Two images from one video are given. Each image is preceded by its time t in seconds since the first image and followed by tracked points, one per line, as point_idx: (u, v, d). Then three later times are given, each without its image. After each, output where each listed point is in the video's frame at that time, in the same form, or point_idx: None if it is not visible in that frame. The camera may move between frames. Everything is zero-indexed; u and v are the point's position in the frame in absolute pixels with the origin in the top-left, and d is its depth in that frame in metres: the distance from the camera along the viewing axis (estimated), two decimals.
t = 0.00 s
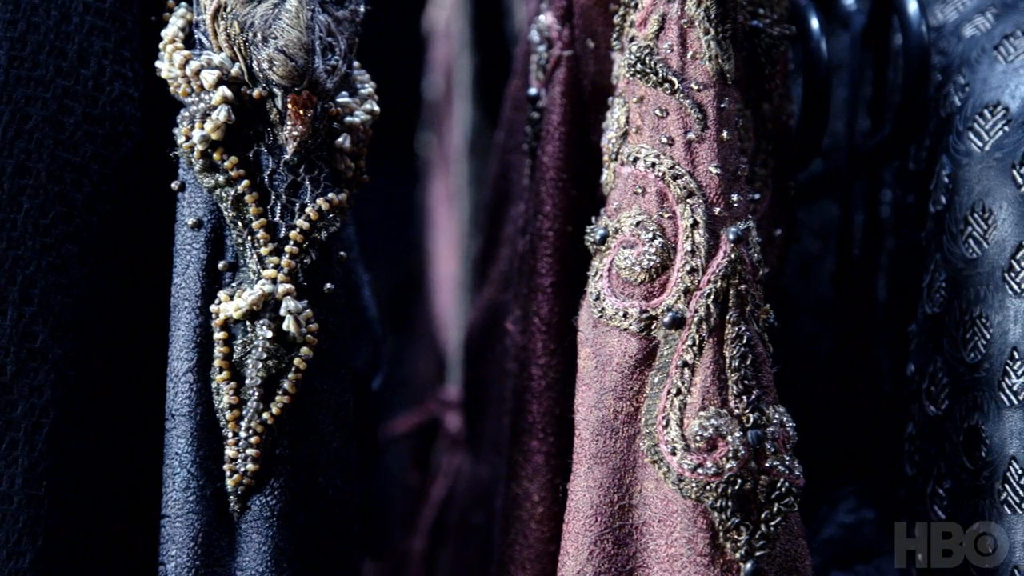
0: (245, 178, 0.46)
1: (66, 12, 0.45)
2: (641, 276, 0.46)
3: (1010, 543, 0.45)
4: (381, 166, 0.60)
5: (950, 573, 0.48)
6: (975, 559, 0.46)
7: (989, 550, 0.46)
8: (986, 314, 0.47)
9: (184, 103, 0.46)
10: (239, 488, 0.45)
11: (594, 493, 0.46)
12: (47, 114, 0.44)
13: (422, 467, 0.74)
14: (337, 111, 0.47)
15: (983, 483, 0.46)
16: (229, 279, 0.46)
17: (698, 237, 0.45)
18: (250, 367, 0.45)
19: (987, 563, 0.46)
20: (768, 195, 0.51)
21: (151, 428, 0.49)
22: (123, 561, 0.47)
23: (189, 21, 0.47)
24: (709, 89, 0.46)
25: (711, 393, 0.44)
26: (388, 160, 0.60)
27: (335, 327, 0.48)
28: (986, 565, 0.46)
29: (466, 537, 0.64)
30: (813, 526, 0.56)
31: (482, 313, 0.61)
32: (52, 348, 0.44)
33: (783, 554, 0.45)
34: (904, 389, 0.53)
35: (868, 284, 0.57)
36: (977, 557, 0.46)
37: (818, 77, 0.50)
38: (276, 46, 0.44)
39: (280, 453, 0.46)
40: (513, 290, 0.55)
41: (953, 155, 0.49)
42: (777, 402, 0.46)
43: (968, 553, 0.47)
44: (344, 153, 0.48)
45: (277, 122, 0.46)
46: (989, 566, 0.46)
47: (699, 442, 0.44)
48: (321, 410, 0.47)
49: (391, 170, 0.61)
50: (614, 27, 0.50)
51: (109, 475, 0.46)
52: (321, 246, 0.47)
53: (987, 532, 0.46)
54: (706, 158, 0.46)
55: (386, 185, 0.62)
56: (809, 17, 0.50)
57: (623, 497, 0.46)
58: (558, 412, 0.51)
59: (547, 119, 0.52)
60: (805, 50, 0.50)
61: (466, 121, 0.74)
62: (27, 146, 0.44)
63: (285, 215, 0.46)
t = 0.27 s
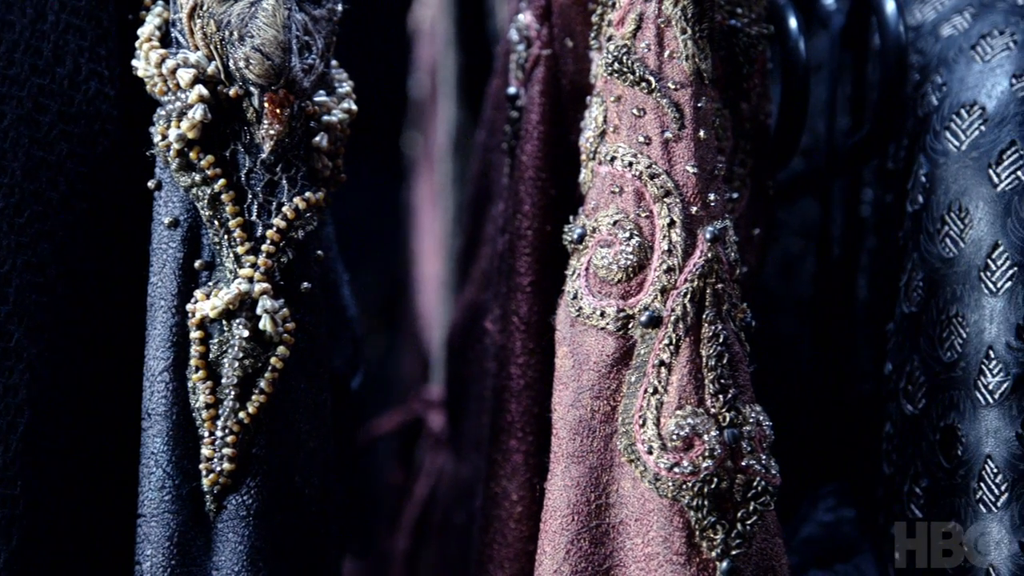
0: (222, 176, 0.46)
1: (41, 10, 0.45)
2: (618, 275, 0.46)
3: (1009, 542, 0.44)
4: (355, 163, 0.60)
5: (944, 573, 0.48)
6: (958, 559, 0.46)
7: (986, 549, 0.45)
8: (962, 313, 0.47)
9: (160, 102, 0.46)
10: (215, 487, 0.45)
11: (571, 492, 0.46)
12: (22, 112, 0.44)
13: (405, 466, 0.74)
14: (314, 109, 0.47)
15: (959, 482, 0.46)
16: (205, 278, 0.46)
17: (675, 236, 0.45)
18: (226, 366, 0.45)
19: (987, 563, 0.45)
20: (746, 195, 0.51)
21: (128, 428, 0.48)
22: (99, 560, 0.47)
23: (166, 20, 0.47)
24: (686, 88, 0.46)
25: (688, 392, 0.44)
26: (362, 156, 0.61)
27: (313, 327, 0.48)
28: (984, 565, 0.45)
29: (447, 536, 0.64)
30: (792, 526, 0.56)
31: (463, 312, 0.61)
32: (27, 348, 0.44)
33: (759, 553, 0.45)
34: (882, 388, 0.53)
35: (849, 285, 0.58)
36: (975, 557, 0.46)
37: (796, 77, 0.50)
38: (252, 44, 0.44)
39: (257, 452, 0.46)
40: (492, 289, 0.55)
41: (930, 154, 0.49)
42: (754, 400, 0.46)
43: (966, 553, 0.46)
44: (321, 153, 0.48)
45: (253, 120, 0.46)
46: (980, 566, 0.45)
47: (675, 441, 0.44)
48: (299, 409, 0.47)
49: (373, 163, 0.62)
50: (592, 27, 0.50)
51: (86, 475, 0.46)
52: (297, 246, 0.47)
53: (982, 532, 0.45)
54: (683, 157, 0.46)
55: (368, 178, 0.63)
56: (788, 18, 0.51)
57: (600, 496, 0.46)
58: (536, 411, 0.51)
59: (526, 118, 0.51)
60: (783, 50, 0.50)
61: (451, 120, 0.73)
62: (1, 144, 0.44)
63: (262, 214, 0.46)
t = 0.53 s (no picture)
0: (201, 175, 0.46)
1: (19, 9, 0.45)
2: (598, 274, 0.46)
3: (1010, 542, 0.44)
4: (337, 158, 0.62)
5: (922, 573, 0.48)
6: (936, 560, 0.46)
7: (988, 550, 0.45)
8: (941, 312, 0.47)
9: (139, 100, 0.46)
10: (193, 487, 0.45)
11: (550, 491, 0.46)
12: None
13: (391, 466, 0.74)
14: (293, 109, 0.47)
15: (938, 481, 0.46)
16: (184, 277, 0.46)
17: (654, 236, 0.45)
18: (204, 365, 0.45)
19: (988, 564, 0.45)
20: (726, 195, 0.51)
21: (107, 427, 0.48)
22: (76, 560, 0.47)
23: (145, 19, 0.46)
24: (665, 87, 0.46)
25: (667, 391, 0.44)
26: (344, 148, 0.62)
27: (292, 327, 0.48)
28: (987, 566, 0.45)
29: (430, 536, 0.64)
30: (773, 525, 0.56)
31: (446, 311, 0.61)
32: (5, 348, 0.44)
33: (737, 552, 0.45)
34: (862, 387, 0.53)
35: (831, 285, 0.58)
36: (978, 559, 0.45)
37: (777, 76, 0.50)
38: (231, 43, 0.44)
39: (235, 451, 0.45)
40: (474, 289, 0.55)
41: (910, 154, 0.49)
42: (733, 400, 0.46)
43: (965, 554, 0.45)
44: (301, 152, 0.48)
45: (233, 119, 0.46)
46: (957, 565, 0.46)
47: (654, 441, 0.44)
48: (278, 409, 0.47)
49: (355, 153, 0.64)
50: (572, 26, 0.50)
51: (64, 475, 0.46)
52: (276, 245, 0.47)
53: (985, 533, 0.45)
54: (663, 157, 0.46)
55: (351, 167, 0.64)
56: (769, 17, 0.51)
57: (579, 495, 0.46)
58: (517, 410, 0.51)
59: (507, 118, 0.51)
60: (763, 50, 0.50)
61: (437, 119, 0.73)
62: None
63: (240, 213, 0.46)
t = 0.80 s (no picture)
0: (175, 176, 0.45)
1: None
2: (572, 274, 0.46)
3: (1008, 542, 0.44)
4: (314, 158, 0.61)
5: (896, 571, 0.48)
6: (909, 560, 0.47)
7: (985, 549, 0.44)
8: (914, 313, 0.47)
9: (112, 100, 0.46)
10: (166, 487, 0.45)
11: (524, 491, 0.46)
12: None
13: (372, 465, 0.74)
14: (267, 109, 0.47)
15: (911, 480, 0.47)
16: (158, 277, 0.46)
17: (628, 236, 0.45)
18: (178, 366, 0.45)
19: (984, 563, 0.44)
20: (702, 195, 0.51)
21: (80, 428, 0.48)
22: (49, 560, 0.47)
23: (118, 18, 0.46)
24: (639, 88, 0.46)
25: (640, 391, 0.44)
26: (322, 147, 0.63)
27: (265, 327, 0.48)
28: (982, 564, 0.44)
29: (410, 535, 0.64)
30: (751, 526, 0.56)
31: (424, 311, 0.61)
32: None
33: (711, 551, 0.45)
34: (837, 387, 0.53)
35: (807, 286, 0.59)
36: (973, 556, 0.44)
37: (752, 76, 0.50)
38: (204, 43, 0.44)
39: (208, 452, 0.45)
40: (451, 288, 0.55)
41: (884, 155, 0.50)
42: (707, 400, 0.46)
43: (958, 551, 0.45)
44: (275, 152, 0.47)
45: (206, 119, 0.45)
46: (930, 565, 0.46)
47: (627, 441, 0.44)
48: (252, 410, 0.47)
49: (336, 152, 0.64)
50: (547, 27, 0.50)
51: (37, 475, 0.46)
52: (250, 245, 0.47)
53: (983, 532, 0.44)
54: (637, 158, 0.46)
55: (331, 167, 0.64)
56: (745, 18, 0.50)
57: (553, 495, 0.46)
58: (493, 410, 0.51)
59: (483, 117, 0.51)
60: (739, 51, 0.50)
61: (420, 119, 0.74)
62: None
63: (214, 213, 0.46)
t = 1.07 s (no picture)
0: (151, 175, 0.45)
1: None
2: (550, 274, 0.46)
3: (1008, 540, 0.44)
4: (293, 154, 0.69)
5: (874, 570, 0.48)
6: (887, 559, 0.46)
7: (989, 550, 0.44)
8: (892, 312, 0.47)
9: (88, 99, 0.46)
10: (142, 487, 0.45)
11: (502, 490, 0.46)
12: None
13: (356, 465, 0.74)
14: (244, 108, 0.47)
15: (888, 480, 0.47)
16: (134, 277, 0.46)
17: (606, 235, 0.45)
18: (154, 365, 0.45)
19: (988, 564, 0.44)
20: (680, 195, 0.51)
21: (57, 427, 0.48)
22: (25, 560, 0.47)
23: (94, 16, 0.46)
24: (617, 87, 0.46)
25: (617, 391, 0.44)
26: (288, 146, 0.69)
27: (243, 327, 0.48)
28: (986, 565, 0.44)
29: (392, 534, 0.64)
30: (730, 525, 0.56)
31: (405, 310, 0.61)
32: None
33: (687, 550, 0.45)
34: (816, 387, 0.53)
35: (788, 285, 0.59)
36: (976, 556, 0.44)
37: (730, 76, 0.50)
38: (181, 42, 0.44)
39: (184, 451, 0.45)
40: (431, 288, 0.55)
41: (862, 154, 0.50)
42: (684, 399, 0.47)
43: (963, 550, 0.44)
44: (252, 151, 0.47)
45: (182, 118, 0.45)
46: (907, 564, 0.45)
47: (604, 440, 0.44)
48: (229, 409, 0.47)
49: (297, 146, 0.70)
50: (526, 26, 0.50)
51: (13, 475, 0.46)
52: (227, 244, 0.47)
53: (987, 531, 0.44)
54: (614, 157, 0.46)
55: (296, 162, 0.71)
56: (722, 18, 0.51)
57: (531, 495, 0.46)
58: (472, 409, 0.51)
59: (462, 117, 0.52)
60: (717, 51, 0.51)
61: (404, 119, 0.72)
62: None
63: (191, 213, 0.46)
